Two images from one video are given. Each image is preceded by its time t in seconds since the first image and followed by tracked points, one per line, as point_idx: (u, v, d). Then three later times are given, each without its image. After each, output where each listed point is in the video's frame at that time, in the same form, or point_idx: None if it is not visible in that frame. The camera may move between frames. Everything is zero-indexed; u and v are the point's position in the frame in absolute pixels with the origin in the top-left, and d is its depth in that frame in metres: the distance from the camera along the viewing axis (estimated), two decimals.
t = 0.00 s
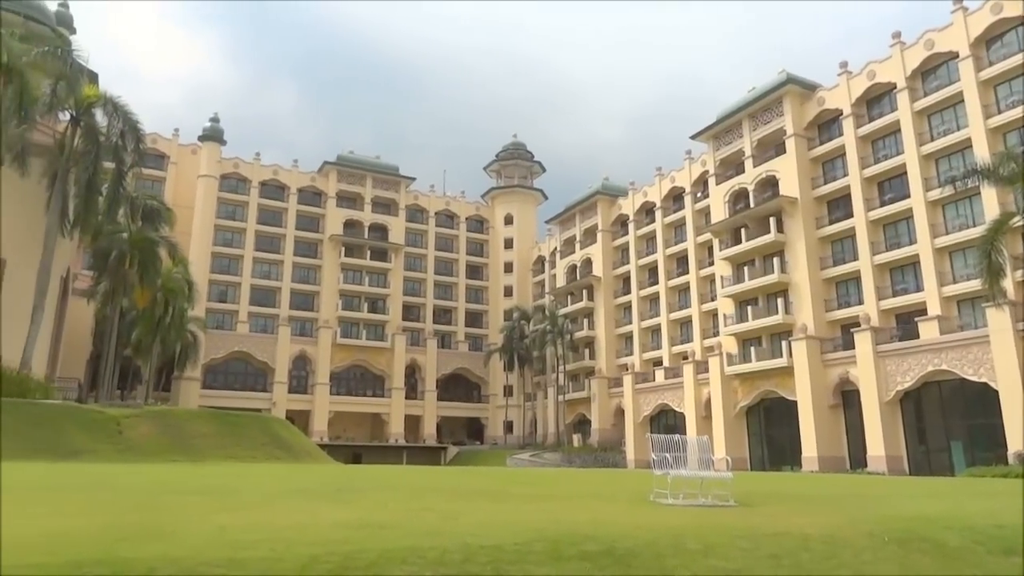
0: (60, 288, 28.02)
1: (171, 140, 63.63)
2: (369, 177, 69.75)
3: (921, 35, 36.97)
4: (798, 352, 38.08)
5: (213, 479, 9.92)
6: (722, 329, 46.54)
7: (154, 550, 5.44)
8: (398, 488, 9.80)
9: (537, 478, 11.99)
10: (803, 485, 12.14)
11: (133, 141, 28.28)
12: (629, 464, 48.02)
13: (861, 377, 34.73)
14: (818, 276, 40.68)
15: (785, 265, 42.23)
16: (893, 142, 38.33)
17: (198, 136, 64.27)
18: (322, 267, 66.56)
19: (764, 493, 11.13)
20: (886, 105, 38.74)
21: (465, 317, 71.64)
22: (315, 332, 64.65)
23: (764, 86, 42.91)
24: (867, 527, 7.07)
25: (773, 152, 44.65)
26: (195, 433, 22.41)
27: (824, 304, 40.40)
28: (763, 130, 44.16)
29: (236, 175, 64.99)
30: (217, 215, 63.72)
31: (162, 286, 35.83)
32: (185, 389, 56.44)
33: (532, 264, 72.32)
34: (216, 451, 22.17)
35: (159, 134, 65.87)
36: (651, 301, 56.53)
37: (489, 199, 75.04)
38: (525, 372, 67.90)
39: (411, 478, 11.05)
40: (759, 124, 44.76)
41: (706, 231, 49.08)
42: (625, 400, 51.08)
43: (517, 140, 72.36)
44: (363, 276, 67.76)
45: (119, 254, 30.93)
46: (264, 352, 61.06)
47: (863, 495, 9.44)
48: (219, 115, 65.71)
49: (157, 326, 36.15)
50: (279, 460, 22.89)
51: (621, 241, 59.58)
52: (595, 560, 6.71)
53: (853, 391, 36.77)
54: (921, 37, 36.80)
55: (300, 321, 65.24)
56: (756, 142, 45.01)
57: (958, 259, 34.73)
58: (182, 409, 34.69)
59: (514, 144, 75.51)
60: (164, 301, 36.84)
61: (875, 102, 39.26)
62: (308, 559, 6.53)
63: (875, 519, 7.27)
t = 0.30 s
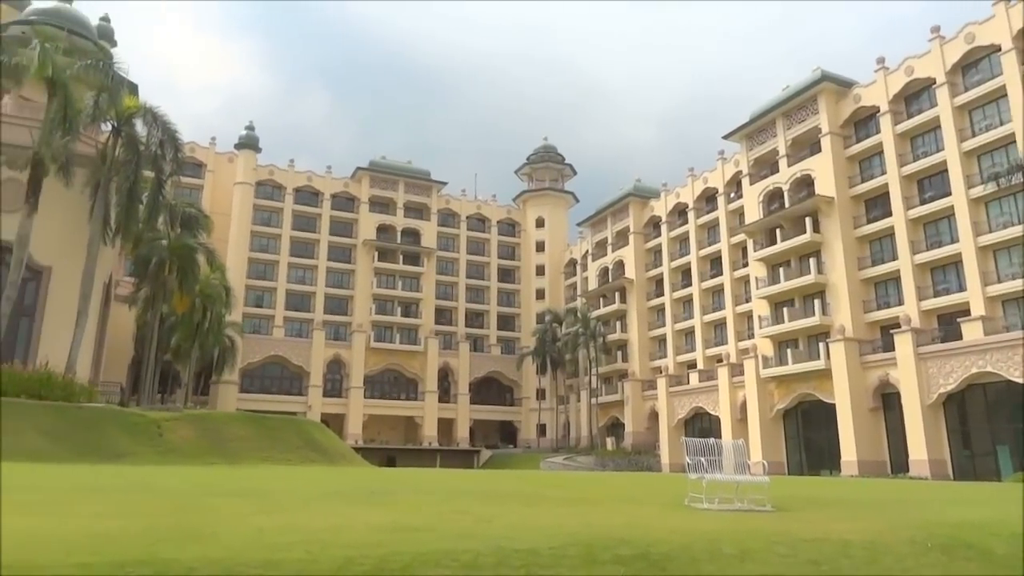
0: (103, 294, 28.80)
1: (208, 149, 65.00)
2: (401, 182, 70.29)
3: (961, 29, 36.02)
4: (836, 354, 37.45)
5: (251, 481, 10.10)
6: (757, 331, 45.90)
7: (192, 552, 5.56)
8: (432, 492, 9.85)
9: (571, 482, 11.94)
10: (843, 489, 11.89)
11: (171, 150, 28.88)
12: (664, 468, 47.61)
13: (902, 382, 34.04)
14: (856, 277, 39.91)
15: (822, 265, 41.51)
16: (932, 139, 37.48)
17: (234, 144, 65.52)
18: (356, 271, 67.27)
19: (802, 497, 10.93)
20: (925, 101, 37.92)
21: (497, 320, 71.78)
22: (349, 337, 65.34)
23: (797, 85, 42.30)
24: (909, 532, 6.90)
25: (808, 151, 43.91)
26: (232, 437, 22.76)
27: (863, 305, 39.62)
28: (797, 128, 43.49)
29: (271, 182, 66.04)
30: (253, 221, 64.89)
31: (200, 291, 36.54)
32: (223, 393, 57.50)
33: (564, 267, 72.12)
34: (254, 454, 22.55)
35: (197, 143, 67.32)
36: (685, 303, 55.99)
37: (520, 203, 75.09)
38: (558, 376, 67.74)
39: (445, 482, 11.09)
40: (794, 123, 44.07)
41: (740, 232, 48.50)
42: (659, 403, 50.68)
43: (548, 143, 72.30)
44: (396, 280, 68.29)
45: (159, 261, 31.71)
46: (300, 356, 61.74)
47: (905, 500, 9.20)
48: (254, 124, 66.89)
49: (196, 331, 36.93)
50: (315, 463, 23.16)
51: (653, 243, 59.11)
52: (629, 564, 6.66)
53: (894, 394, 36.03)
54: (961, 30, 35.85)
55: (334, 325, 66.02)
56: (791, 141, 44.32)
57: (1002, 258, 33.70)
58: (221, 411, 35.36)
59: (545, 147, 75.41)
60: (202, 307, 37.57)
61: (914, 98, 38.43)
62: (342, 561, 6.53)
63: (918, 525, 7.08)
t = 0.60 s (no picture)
0: (141, 298, 29.44)
1: (241, 154, 66.04)
2: (430, 185, 70.66)
3: (1000, 20, 35.06)
4: (873, 352, 36.77)
5: (285, 484, 10.20)
6: (791, 331, 45.23)
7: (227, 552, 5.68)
8: (463, 493, 9.87)
9: (602, 484, 11.88)
10: (879, 491, 11.66)
11: (206, 157, 29.30)
12: (697, 470, 47.14)
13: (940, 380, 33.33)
14: (893, 275, 39.11)
15: (857, 263, 40.75)
16: (971, 133, 36.60)
17: (266, 150, 66.47)
18: (386, 274, 67.80)
19: (838, 499, 10.75)
20: (963, 95, 37.06)
21: (527, 322, 71.78)
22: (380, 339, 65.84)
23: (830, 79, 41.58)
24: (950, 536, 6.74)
25: (842, 147, 43.26)
26: (265, 439, 23.06)
27: (900, 303, 38.84)
28: (831, 124, 42.73)
29: (302, 187, 66.80)
30: (285, 225, 65.74)
31: (234, 295, 37.15)
32: (258, 395, 58.35)
33: (594, 267, 71.83)
34: (287, 456, 22.81)
35: (230, 149, 68.36)
36: (716, 303, 55.45)
37: (549, 204, 75.02)
38: (588, 377, 67.49)
39: (476, 483, 11.09)
40: (827, 119, 43.32)
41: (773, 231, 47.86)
42: (691, 404, 50.16)
43: (576, 143, 72.10)
44: (426, 283, 68.67)
45: (195, 265, 32.23)
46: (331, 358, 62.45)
47: (944, 502, 9.01)
48: (285, 129, 67.76)
49: (231, 335, 37.51)
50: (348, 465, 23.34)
51: (684, 243, 58.61)
52: (663, 567, 6.59)
53: (933, 394, 35.29)
54: (1000, 21, 34.89)
55: (365, 328, 66.58)
56: (824, 137, 43.58)
57: None
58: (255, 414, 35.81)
59: (574, 148, 75.20)
60: (236, 310, 38.16)
61: (952, 92, 37.56)
62: (375, 563, 6.48)
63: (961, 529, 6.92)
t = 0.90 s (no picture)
0: (171, 302, 30.02)
1: (267, 159, 66.87)
2: (454, 187, 70.88)
3: None
4: (904, 352, 36.13)
5: (314, 486, 10.28)
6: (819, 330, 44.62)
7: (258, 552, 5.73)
8: (490, 495, 9.86)
9: (630, 486, 11.81)
10: (914, 494, 11.43)
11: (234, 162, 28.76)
12: (724, 471, 46.71)
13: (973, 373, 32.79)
14: (924, 272, 38.45)
15: (888, 261, 40.10)
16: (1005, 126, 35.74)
17: (292, 154, 67.21)
18: (411, 277, 68.17)
19: (871, 502, 10.55)
20: (996, 88, 36.08)
21: (552, 322, 71.64)
22: (406, 341, 66.20)
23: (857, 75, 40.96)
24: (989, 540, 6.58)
25: (870, 142, 42.52)
26: (293, 440, 23.27)
27: (932, 301, 38.20)
28: (859, 120, 42.09)
29: (328, 191, 67.45)
30: (311, 229, 66.35)
31: (261, 299, 37.61)
32: (286, 397, 59.00)
33: (618, 267, 71.54)
34: (314, 457, 22.99)
35: (256, 154, 69.26)
36: (742, 303, 54.91)
37: (573, 204, 74.87)
38: (614, 377, 67.14)
39: (503, 484, 11.10)
40: (855, 114, 42.68)
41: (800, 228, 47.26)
42: (719, 405, 49.71)
43: (599, 144, 71.80)
44: (450, 284, 68.91)
45: (223, 269, 32.79)
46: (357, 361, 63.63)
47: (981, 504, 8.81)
48: (310, 134, 68.45)
49: (259, 338, 37.97)
50: (375, 466, 23.48)
51: (709, 242, 58.13)
52: (692, 570, 6.53)
53: (967, 394, 34.60)
54: None
55: (391, 330, 66.96)
56: (852, 133, 42.94)
57: None
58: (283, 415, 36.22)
59: (597, 147, 74.92)
60: (264, 313, 38.61)
61: (984, 85, 36.67)
62: (404, 564, 6.51)
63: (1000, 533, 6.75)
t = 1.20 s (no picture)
0: (208, 308, 30.66)
1: (300, 166, 67.78)
2: (485, 192, 71.18)
3: None
4: (947, 354, 35.21)
5: (347, 489, 10.31)
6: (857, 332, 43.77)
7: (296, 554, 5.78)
8: (524, 499, 9.80)
9: (665, 490, 11.68)
10: (959, 500, 11.12)
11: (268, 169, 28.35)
12: (760, 476, 46.05)
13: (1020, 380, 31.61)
14: (966, 273, 37.49)
15: (927, 261, 39.23)
16: None
17: (324, 161, 68.03)
18: (442, 281, 68.53)
19: (915, 508, 10.28)
20: None
21: (583, 326, 71.36)
22: (437, 345, 66.54)
23: (893, 71, 40.21)
24: None
25: (907, 140, 41.68)
26: (328, 444, 23.47)
27: (975, 302, 37.20)
28: (895, 117, 41.23)
29: (359, 197, 68.14)
30: (343, 235, 67.02)
31: (295, 304, 38.05)
32: (319, 401, 59.64)
33: (650, 270, 71.06)
34: (348, 461, 23.12)
35: (289, 162, 70.27)
36: (777, 304, 54.11)
37: (603, 207, 74.59)
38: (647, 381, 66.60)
39: (537, 489, 11.05)
40: (891, 112, 41.83)
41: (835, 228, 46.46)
42: (754, 409, 49.03)
43: (630, 145, 71.40)
44: (481, 288, 69.10)
45: (257, 275, 33.32)
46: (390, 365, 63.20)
47: None
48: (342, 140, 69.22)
49: (293, 343, 38.41)
50: (408, 470, 23.56)
51: (742, 243, 57.45)
52: None
53: (1013, 397, 33.62)
54: None
55: (423, 334, 67.28)
56: (889, 131, 42.08)
57: None
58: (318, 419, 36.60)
59: (627, 150, 74.51)
60: (298, 319, 39.04)
61: None
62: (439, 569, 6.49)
63: None
